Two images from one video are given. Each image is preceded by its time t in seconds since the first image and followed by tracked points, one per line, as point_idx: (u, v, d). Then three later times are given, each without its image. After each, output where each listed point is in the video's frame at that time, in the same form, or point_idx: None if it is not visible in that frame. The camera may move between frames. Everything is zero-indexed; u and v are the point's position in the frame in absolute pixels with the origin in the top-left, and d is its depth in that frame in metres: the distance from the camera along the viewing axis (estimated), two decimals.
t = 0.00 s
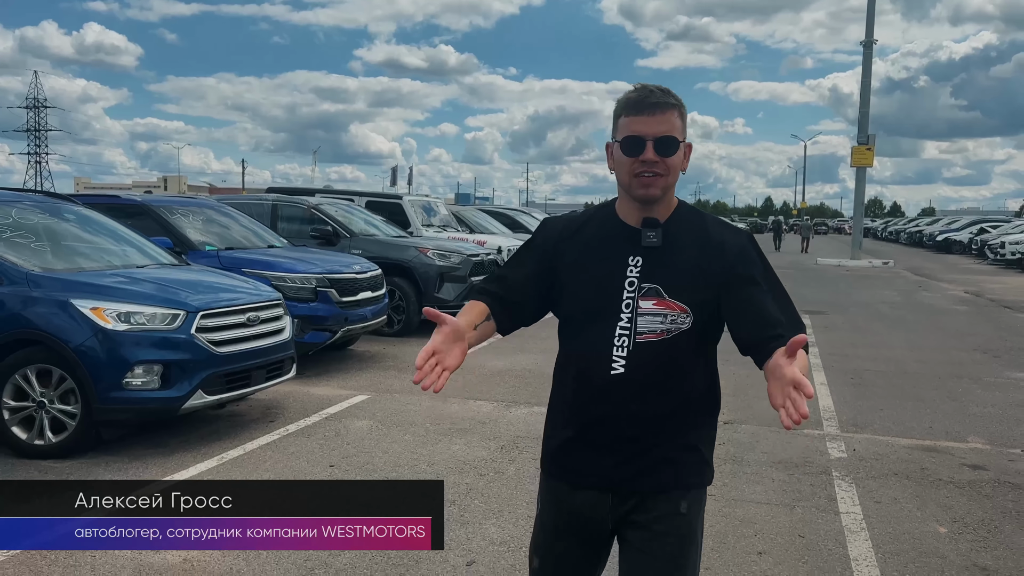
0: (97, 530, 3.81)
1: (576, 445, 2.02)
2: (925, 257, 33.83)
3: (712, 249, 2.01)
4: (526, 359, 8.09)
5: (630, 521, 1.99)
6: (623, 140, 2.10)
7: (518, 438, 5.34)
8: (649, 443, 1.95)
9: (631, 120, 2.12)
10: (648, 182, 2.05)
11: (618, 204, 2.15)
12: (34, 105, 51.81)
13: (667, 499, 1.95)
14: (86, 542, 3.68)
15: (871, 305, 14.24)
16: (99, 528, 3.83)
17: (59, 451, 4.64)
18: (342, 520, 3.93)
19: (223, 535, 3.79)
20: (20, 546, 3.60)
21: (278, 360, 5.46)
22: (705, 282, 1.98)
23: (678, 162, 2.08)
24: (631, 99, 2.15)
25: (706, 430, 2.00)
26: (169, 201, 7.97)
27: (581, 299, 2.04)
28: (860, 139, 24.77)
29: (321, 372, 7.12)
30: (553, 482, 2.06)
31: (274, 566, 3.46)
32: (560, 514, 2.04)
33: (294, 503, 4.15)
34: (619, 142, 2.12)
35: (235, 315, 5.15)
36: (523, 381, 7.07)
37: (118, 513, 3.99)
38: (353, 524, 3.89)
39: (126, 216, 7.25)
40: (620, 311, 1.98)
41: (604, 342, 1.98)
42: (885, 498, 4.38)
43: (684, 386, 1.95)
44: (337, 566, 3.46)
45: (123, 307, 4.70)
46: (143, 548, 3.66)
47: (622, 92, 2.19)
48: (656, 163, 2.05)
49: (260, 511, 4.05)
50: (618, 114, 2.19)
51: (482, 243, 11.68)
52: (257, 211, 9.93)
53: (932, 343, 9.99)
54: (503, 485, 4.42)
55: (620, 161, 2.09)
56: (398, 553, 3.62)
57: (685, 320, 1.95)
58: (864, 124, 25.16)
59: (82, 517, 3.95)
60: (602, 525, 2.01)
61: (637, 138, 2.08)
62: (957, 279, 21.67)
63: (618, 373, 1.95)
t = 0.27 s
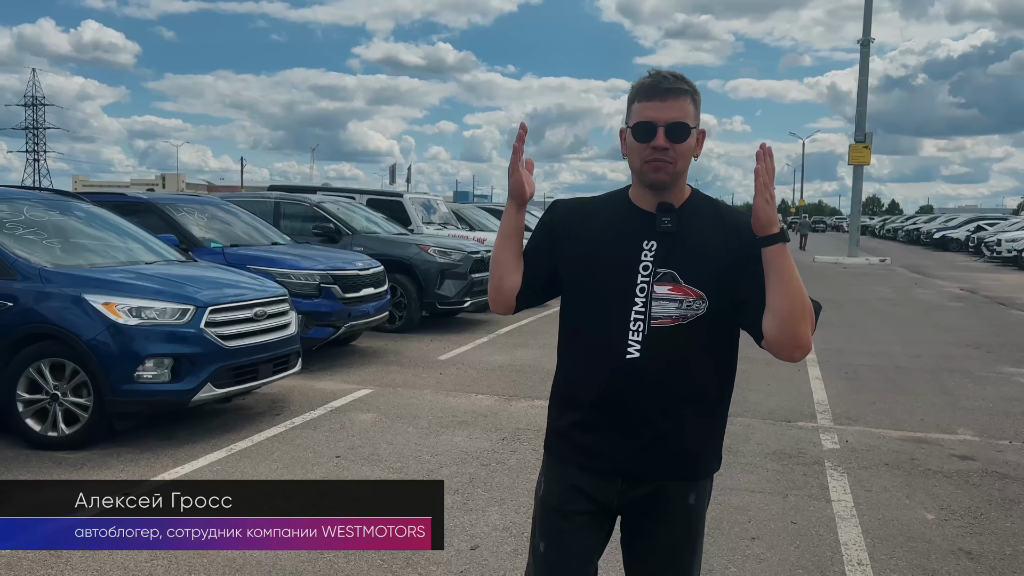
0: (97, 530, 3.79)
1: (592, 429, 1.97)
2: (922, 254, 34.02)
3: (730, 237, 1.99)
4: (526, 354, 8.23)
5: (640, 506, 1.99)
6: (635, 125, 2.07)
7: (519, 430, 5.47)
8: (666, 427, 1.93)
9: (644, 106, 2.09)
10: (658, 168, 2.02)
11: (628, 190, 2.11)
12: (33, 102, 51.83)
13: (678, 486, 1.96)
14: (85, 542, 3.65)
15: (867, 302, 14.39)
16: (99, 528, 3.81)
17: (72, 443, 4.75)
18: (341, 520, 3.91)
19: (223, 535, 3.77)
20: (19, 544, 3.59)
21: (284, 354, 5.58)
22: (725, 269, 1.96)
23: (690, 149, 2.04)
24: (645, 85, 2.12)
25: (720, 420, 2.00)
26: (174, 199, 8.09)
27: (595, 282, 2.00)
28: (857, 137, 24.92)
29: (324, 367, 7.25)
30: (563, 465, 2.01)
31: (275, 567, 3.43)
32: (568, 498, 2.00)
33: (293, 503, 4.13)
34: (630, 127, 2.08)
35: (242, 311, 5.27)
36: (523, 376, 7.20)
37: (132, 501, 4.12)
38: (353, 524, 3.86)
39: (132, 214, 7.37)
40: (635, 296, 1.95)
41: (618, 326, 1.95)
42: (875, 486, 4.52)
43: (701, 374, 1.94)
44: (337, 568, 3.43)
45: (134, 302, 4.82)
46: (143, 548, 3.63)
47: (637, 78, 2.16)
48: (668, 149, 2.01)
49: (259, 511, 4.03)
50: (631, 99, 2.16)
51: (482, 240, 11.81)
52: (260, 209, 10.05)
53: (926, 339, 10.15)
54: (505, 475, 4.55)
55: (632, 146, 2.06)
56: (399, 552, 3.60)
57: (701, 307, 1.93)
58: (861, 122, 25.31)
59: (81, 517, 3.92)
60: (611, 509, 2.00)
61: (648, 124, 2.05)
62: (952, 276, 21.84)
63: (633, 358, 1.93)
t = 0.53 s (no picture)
0: (97, 530, 3.78)
1: (594, 430, 2.08)
2: (918, 253, 34.19)
3: (714, 241, 2.12)
4: (526, 351, 8.36)
5: (638, 501, 2.10)
6: (627, 133, 2.18)
7: (520, 425, 5.60)
8: (661, 426, 2.05)
9: (636, 114, 2.20)
10: (648, 174, 2.12)
11: (618, 195, 2.22)
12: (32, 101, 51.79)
13: (674, 481, 2.08)
14: (85, 543, 3.64)
15: (863, 300, 14.53)
16: (99, 528, 3.80)
17: (84, 436, 4.87)
18: (341, 520, 3.92)
19: (223, 535, 3.77)
20: (19, 545, 3.59)
21: (290, 351, 5.70)
22: (711, 272, 2.09)
23: (680, 157, 2.16)
24: (637, 94, 2.23)
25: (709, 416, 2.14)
26: (179, 198, 8.21)
27: (592, 288, 2.10)
28: (853, 136, 25.06)
29: (327, 364, 7.38)
30: (564, 463, 2.11)
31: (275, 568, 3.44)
32: (571, 494, 2.11)
33: (293, 503, 4.14)
34: (622, 135, 2.19)
35: (250, 308, 5.39)
36: (523, 372, 7.33)
37: (144, 492, 4.24)
38: (353, 524, 3.87)
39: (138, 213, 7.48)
40: (627, 301, 2.06)
41: (614, 330, 2.06)
42: (866, 479, 4.65)
43: (692, 375, 2.06)
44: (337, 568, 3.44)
45: (145, 299, 4.95)
46: (143, 548, 3.63)
47: (629, 87, 2.26)
48: (658, 157, 2.13)
49: (259, 511, 4.03)
50: (623, 107, 2.26)
51: (481, 239, 11.94)
52: (262, 208, 10.17)
53: (919, 336, 10.29)
54: (506, 467, 4.67)
55: (623, 153, 2.17)
56: (399, 553, 3.61)
57: (689, 309, 2.06)
58: (857, 121, 25.45)
59: (81, 516, 3.91)
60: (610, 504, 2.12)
61: (641, 132, 2.16)
62: (947, 274, 22.00)
63: (628, 360, 2.05)
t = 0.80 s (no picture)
0: (97, 530, 3.79)
1: (591, 439, 2.09)
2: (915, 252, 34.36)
3: (689, 241, 2.18)
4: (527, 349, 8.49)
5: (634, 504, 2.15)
6: (591, 147, 2.21)
7: (522, 421, 5.71)
8: (656, 432, 2.09)
9: (599, 127, 2.23)
10: (615, 184, 2.16)
11: (586, 208, 2.25)
12: (30, 99, 51.82)
13: (668, 483, 2.14)
14: (85, 543, 3.66)
15: (859, 299, 14.67)
16: (99, 528, 3.81)
17: (96, 432, 4.98)
18: (341, 520, 3.93)
19: (223, 535, 3.77)
20: (19, 545, 3.61)
21: (296, 348, 5.81)
22: (688, 271, 2.15)
23: (644, 166, 2.20)
24: (597, 108, 2.26)
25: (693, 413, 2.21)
26: (184, 198, 8.31)
27: (578, 296, 2.10)
28: (851, 136, 25.19)
29: (332, 362, 7.49)
30: (562, 478, 2.12)
31: (275, 567, 3.45)
32: (570, 506, 2.12)
33: (294, 503, 4.16)
34: (587, 149, 2.23)
35: (258, 307, 5.51)
36: (524, 370, 7.46)
37: (157, 486, 4.34)
38: (353, 524, 3.88)
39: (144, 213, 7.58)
40: (614, 304, 2.07)
41: (604, 336, 2.07)
42: (861, 472, 4.78)
43: (680, 376, 2.11)
44: (336, 568, 3.45)
45: (156, 298, 5.06)
46: (143, 549, 3.64)
47: (587, 103, 2.30)
48: (624, 167, 2.18)
49: (259, 512, 4.04)
50: (584, 123, 2.30)
51: (482, 238, 12.06)
52: (265, 208, 10.28)
53: (915, 334, 10.43)
54: (510, 461, 4.78)
55: (590, 166, 2.21)
56: (399, 553, 3.62)
57: (674, 307, 2.10)
58: (855, 121, 25.59)
59: (81, 517, 3.92)
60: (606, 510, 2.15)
61: (603, 146, 2.20)
62: (944, 273, 22.16)
63: (621, 363, 2.06)
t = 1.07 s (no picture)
0: (97, 530, 3.78)
1: (569, 433, 2.08)
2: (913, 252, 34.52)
3: (660, 230, 2.16)
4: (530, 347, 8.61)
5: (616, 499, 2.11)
6: (559, 136, 2.19)
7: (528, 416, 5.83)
8: (633, 423, 2.07)
9: (566, 118, 2.21)
10: (584, 175, 2.15)
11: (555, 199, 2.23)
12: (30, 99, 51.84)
13: (647, 476, 2.10)
14: (85, 543, 3.65)
15: (858, 298, 14.81)
16: (99, 528, 3.80)
17: (112, 427, 5.10)
18: (341, 520, 3.92)
19: (223, 535, 3.76)
20: (20, 545, 3.62)
21: (305, 345, 5.92)
22: (660, 260, 2.13)
23: (612, 156, 2.20)
24: (565, 99, 2.24)
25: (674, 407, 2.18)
26: (192, 198, 8.42)
27: (551, 288, 2.08)
28: (850, 136, 25.33)
29: (338, 359, 7.60)
30: (539, 472, 2.10)
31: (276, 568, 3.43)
32: (550, 501, 2.10)
33: (293, 503, 4.15)
34: (555, 138, 2.21)
35: (269, 304, 5.62)
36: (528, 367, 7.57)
37: (172, 478, 4.44)
38: (354, 524, 3.88)
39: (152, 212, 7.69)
40: (585, 295, 2.06)
41: (577, 327, 2.06)
42: (859, 466, 4.90)
43: (657, 366, 2.09)
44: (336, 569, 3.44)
45: (169, 296, 5.17)
46: (143, 549, 3.62)
47: (554, 93, 2.28)
48: (591, 157, 2.16)
49: (259, 512, 4.02)
50: (551, 113, 2.27)
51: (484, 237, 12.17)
52: (270, 207, 10.39)
53: (913, 332, 10.56)
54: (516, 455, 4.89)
55: (558, 156, 2.18)
56: (400, 553, 3.62)
57: (646, 295, 2.08)
58: (854, 120, 25.71)
59: (81, 517, 3.92)
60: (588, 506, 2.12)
61: (572, 134, 2.18)
62: (942, 272, 22.30)
63: (593, 354, 2.05)
